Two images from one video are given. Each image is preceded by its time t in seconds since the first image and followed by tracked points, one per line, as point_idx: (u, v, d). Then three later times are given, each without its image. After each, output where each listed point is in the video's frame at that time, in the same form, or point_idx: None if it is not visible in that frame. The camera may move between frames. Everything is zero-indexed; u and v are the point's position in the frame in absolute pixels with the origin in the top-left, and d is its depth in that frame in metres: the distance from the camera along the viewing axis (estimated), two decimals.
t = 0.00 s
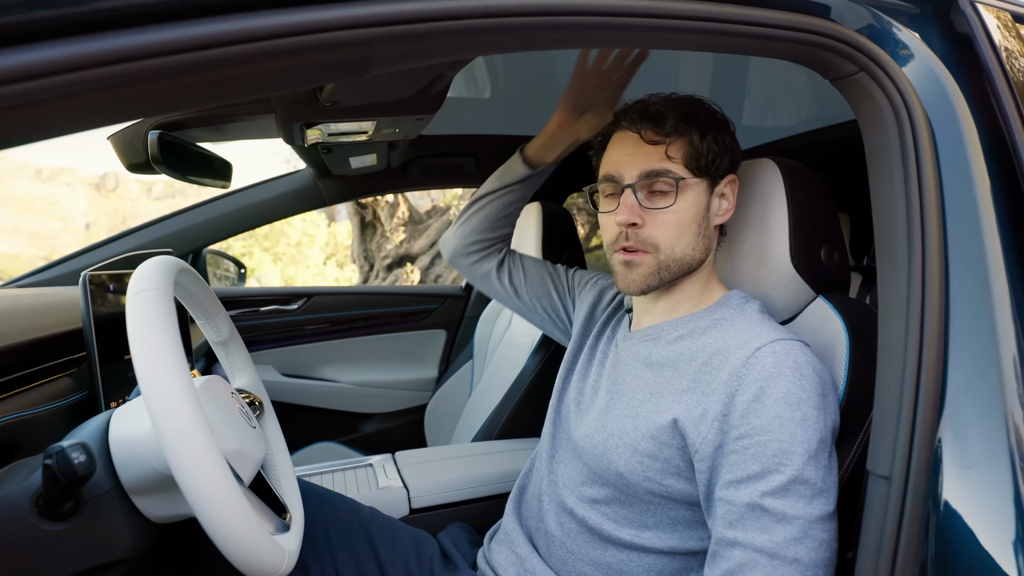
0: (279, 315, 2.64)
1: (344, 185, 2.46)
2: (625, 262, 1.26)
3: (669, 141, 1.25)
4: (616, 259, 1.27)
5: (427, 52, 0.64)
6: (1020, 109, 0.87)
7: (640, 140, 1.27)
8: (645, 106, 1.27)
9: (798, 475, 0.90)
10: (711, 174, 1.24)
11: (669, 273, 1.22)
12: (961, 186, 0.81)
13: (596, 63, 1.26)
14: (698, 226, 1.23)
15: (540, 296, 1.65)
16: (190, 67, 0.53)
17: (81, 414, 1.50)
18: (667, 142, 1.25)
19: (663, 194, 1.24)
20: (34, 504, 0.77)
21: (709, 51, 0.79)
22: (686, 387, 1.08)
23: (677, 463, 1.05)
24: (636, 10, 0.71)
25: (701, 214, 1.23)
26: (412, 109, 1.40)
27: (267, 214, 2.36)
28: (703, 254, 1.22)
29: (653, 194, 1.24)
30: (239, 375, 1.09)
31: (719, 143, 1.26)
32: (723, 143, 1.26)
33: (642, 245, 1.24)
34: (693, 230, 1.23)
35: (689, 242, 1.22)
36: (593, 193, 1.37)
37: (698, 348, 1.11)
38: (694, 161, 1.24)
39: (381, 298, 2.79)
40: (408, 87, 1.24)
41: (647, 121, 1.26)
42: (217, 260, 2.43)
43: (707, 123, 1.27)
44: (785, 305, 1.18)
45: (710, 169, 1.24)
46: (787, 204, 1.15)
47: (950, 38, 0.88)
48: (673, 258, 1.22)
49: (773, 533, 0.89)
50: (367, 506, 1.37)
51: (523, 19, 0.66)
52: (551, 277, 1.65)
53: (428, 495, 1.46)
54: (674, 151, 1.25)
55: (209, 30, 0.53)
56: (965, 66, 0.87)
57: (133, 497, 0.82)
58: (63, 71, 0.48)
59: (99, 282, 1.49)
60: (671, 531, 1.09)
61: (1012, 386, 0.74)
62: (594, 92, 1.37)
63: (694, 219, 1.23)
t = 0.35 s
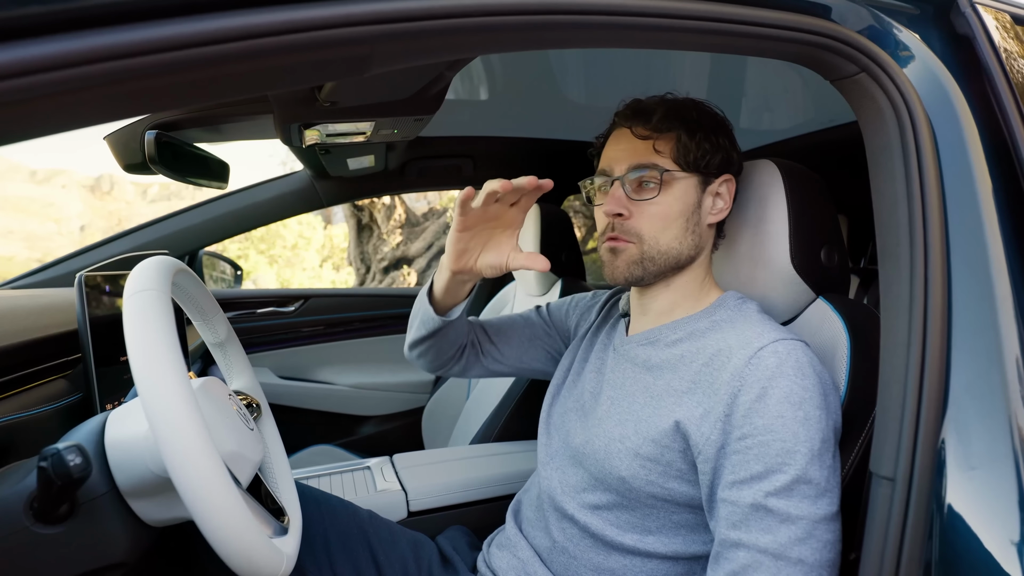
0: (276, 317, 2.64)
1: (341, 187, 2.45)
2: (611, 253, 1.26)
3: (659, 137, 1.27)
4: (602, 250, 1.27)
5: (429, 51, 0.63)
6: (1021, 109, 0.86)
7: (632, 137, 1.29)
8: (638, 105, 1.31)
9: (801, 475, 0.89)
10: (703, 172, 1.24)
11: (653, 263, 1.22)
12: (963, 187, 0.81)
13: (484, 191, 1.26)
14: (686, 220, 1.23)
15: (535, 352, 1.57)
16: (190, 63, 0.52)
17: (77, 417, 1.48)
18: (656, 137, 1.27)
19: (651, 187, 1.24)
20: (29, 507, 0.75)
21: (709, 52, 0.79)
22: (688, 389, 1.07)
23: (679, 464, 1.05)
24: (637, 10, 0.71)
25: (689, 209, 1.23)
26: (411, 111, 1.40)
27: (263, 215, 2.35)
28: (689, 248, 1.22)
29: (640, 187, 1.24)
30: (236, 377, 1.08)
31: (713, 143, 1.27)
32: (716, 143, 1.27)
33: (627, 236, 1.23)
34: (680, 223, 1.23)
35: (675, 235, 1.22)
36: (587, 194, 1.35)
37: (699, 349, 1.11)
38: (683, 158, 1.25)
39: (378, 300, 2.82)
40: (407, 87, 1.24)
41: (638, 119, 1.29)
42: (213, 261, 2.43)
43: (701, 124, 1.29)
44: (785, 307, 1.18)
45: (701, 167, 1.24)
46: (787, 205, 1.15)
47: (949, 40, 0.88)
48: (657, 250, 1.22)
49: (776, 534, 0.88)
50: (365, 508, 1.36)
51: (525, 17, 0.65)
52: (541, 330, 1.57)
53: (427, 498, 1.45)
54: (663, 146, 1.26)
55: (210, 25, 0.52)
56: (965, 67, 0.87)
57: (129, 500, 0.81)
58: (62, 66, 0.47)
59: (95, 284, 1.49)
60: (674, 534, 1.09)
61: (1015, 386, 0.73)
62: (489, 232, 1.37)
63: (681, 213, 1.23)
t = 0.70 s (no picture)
0: (274, 320, 2.63)
1: (339, 189, 2.45)
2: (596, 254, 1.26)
3: (643, 137, 1.26)
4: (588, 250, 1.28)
5: (433, 49, 0.63)
6: None
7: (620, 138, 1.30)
8: (629, 107, 1.31)
9: (807, 482, 0.89)
10: (690, 172, 1.24)
11: (631, 264, 1.21)
12: (967, 187, 0.80)
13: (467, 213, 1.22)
14: (668, 222, 1.22)
15: (539, 363, 1.56)
16: (190, 60, 0.51)
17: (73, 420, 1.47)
18: (640, 138, 1.26)
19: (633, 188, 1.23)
20: (25, 511, 0.75)
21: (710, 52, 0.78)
22: (690, 394, 1.06)
23: (682, 470, 1.04)
24: (639, 9, 0.70)
25: (672, 211, 1.22)
26: (410, 112, 1.39)
27: (261, 217, 2.34)
28: (671, 251, 1.21)
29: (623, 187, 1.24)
30: (234, 379, 1.07)
31: (703, 143, 1.26)
32: (706, 143, 1.26)
33: (608, 237, 1.23)
34: (662, 225, 1.22)
35: (657, 237, 1.21)
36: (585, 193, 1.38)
37: (701, 353, 1.10)
38: (667, 158, 1.24)
39: (376, 302, 2.81)
40: (407, 87, 1.23)
41: (626, 121, 1.30)
42: (211, 264, 2.44)
43: (692, 124, 1.28)
44: (787, 308, 1.18)
45: (688, 166, 1.24)
46: (788, 206, 1.15)
47: (951, 41, 0.88)
48: (638, 252, 1.21)
49: (782, 541, 0.88)
50: (364, 512, 1.35)
51: (528, 16, 0.65)
52: (544, 342, 1.56)
53: (427, 502, 1.44)
54: (647, 146, 1.26)
55: (212, 22, 0.51)
56: (967, 68, 0.87)
57: (127, 505, 0.80)
58: (59, 63, 0.47)
59: (91, 286, 1.47)
60: (677, 540, 1.08)
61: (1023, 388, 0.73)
62: (475, 251, 1.34)
63: (664, 214, 1.22)
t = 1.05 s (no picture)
0: (273, 322, 2.62)
1: (339, 190, 2.44)
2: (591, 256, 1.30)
3: (632, 142, 1.26)
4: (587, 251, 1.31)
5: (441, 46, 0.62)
6: None
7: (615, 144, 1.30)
8: (627, 110, 1.29)
9: (816, 490, 0.89)
10: (681, 177, 1.21)
11: (619, 270, 1.23)
12: (975, 188, 0.80)
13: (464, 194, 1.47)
14: (656, 229, 1.21)
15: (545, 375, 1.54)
16: (196, 56, 0.50)
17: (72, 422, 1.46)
18: (627, 144, 1.26)
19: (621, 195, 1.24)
20: (24, 515, 0.74)
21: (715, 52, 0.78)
22: (695, 398, 1.05)
23: (688, 476, 1.04)
24: (646, 7, 0.69)
25: (659, 218, 1.21)
26: (411, 113, 1.39)
27: (261, 219, 2.33)
28: (659, 259, 1.20)
29: (612, 195, 1.26)
30: (235, 381, 1.06)
31: (701, 144, 1.21)
32: (699, 145, 1.21)
33: (598, 241, 1.27)
34: (650, 233, 1.21)
35: (643, 244, 1.21)
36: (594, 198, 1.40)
37: (707, 357, 1.09)
38: (657, 163, 1.22)
39: (374, 306, 2.81)
40: (409, 87, 1.23)
41: (620, 124, 1.29)
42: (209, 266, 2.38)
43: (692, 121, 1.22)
44: (792, 309, 1.17)
45: (681, 171, 1.20)
46: (793, 207, 1.14)
47: (957, 42, 0.86)
48: (625, 259, 1.23)
49: (791, 549, 0.88)
50: (365, 516, 1.34)
51: (535, 14, 0.64)
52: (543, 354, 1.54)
53: (428, 505, 1.43)
54: (635, 152, 1.25)
55: (218, 18, 0.51)
56: (974, 68, 0.85)
57: (128, 508, 0.79)
58: (64, 59, 0.46)
59: (90, 288, 1.46)
60: (683, 545, 1.07)
61: None
62: (477, 222, 1.49)
63: (651, 220, 1.21)
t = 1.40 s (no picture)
0: (271, 324, 2.59)
1: (338, 193, 2.44)
2: (595, 261, 1.27)
3: (638, 142, 1.25)
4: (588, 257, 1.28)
5: (444, 44, 0.61)
6: None
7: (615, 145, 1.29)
8: (625, 111, 1.29)
9: (815, 489, 0.88)
10: (689, 174, 1.22)
11: (630, 272, 1.21)
12: (984, 189, 0.79)
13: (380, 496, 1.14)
14: (667, 229, 1.20)
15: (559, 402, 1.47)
16: (196, 53, 0.49)
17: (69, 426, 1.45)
18: (634, 143, 1.25)
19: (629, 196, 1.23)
20: (20, 521, 0.72)
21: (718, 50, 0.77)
22: (695, 402, 1.05)
23: (689, 480, 1.03)
24: (653, 6, 0.68)
25: (670, 217, 1.20)
26: (413, 113, 1.38)
27: (260, 221, 2.32)
28: (671, 258, 1.19)
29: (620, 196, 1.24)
30: (234, 384, 1.05)
31: (703, 144, 1.24)
32: (703, 144, 1.23)
33: (604, 244, 1.25)
34: (661, 232, 1.20)
35: (654, 243, 1.20)
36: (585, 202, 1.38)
37: (707, 361, 1.08)
38: (664, 162, 1.22)
39: (374, 308, 2.78)
40: (410, 88, 1.22)
41: (620, 125, 1.28)
42: (207, 267, 2.32)
43: (690, 123, 1.25)
44: (796, 312, 1.16)
45: (686, 168, 1.22)
46: (797, 208, 1.14)
47: (962, 43, 0.85)
48: (636, 260, 1.21)
49: (789, 548, 0.87)
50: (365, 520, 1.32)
51: (540, 12, 0.63)
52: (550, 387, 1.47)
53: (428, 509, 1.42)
54: (643, 151, 1.24)
55: (218, 13, 0.49)
56: (981, 68, 0.84)
57: (125, 514, 0.77)
58: (61, 54, 0.45)
59: (87, 291, 1.45)
60: (690, 552, 1.06)
61: None
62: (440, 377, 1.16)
63: (661, 219, 1.20)
